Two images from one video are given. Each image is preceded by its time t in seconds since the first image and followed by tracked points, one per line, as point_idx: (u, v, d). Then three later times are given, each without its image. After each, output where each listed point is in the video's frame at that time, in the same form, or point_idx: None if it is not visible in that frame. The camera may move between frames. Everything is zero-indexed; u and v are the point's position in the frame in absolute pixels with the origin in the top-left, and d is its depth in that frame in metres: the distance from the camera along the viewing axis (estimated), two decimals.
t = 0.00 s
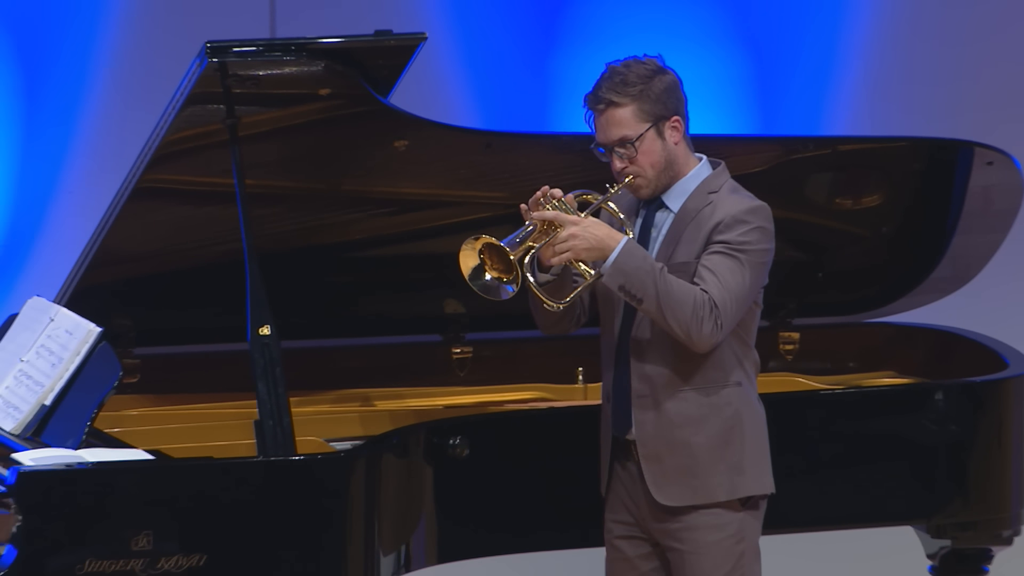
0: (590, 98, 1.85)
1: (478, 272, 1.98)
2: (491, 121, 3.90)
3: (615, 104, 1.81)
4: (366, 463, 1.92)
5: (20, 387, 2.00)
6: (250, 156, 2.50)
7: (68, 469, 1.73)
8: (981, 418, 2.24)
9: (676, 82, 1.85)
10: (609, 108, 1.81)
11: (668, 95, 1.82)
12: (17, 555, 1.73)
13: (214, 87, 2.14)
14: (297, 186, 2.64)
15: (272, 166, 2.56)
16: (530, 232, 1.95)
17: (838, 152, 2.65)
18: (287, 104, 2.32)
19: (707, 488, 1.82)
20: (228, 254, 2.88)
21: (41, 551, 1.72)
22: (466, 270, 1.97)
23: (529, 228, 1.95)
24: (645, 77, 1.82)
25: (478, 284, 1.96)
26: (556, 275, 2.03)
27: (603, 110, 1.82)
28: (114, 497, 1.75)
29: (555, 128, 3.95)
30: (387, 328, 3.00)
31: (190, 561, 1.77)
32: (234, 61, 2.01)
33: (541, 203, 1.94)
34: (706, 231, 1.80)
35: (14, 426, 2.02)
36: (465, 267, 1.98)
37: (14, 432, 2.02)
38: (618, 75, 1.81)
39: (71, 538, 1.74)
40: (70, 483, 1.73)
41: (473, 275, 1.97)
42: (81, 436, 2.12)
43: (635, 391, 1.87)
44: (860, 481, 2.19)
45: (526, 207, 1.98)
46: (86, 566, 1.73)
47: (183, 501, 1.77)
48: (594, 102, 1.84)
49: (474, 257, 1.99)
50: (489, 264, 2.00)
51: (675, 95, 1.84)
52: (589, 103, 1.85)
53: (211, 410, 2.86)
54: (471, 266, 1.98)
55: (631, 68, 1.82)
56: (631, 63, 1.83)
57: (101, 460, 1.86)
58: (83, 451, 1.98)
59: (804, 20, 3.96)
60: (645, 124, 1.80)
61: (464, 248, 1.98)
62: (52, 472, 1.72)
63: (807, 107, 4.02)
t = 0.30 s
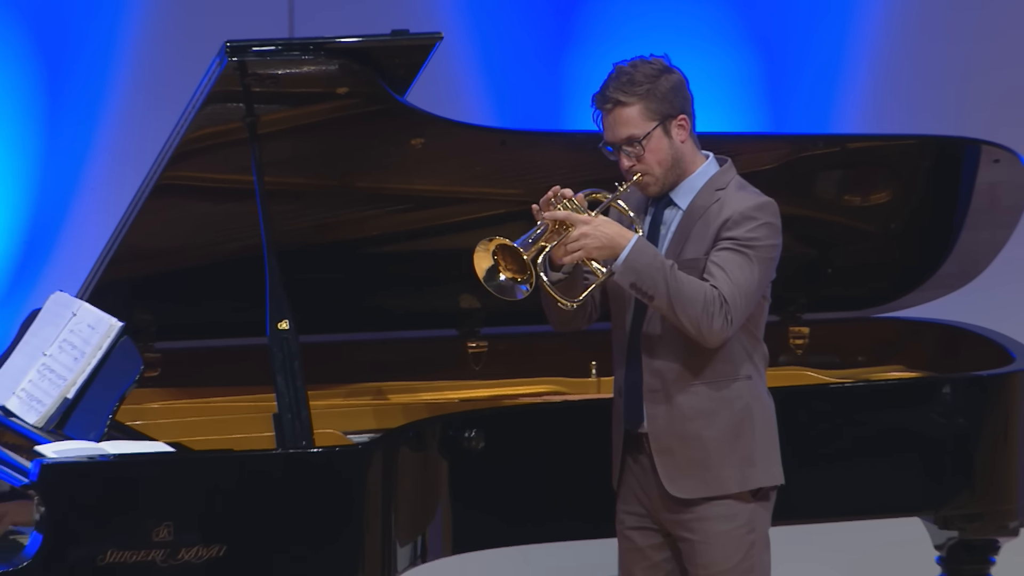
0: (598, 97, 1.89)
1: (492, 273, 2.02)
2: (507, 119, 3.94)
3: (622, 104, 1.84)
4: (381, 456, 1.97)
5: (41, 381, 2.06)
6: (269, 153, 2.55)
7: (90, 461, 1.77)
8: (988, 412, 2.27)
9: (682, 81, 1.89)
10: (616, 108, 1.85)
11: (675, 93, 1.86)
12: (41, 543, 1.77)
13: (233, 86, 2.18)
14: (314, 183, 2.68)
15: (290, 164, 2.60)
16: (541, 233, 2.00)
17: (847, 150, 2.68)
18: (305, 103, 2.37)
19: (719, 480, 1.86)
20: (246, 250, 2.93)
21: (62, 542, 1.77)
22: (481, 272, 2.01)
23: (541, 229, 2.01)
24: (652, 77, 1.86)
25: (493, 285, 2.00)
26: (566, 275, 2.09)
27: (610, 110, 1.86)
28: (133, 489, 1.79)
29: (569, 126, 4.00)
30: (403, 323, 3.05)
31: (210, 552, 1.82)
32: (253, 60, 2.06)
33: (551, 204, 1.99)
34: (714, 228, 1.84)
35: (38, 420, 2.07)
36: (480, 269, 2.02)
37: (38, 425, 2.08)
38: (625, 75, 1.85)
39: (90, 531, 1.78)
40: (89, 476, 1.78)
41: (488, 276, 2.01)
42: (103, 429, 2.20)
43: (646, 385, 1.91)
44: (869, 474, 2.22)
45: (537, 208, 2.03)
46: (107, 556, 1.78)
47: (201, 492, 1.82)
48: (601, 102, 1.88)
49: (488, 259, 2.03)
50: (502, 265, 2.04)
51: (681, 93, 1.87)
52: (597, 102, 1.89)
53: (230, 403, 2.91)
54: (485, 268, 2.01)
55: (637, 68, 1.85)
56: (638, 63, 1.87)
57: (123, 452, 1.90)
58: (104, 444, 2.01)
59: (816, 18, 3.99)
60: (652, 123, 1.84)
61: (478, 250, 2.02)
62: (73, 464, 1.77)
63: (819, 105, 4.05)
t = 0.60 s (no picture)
0: (604, 100, 1.92)
1: (511, 280, 2.07)
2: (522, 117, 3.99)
3: (629, 106, 1.88)
4: (400, 448, 2.01)
5: (67, 373, 2.16)
6: (288, 150, 2.60)
7: (114, 453, 1.83)
8: (996, 404, 2.30)
9: (686, 81, 1.92)
10: (622, 111, 1.89)
11: (679, 94, 1.89)
12: (67, 532, 1.82)
13: (253, 84, 2.23)
14: (333, 180, 2.73)
15: (309, 161, 2.65)
16: (557, 239, 2.04)
17: (856, 146, 2.71)
18: (324, 101, 2.42)
19: (736, 473, 1.90)
20: (266, 245, 2.99)
21: (86, 532, 1.82)
22: (499, 281, 2.06)
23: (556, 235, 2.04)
24: (657, 79, 1.89)
25: (512, 293, 2.05)
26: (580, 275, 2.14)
27: (617, 113, 1.90)
28: (155, 481, 1.84)
29: (584, 124, 4.04)
30: (421, 316, 3.10)
31: (231, 541, 1.88)
32: (273, 58, 2.11)
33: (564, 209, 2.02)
34: (724, 226, 1.88)
35: (62, 411, 2.16)
36: (498, 278, 2.06)
37: (62, 417, 2.17)
38: (630, 78, 1.88)
39: (114, 521, 1.83)
40: (114, 466, 1.83)
41: (506, 284, 2.06)
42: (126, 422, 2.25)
43: (661, 381, 1.95)
44: (878, 465, 2.26)
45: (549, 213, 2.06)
46: (130, 546, 1.83)
47: (222, 484, 1.87)
48: (608, 105, 1.91)
49: (504, 267, 2.07)
50: (520, 271, 2.08)
51: (686, 93, 1.91)
52: (603, 106, 1.92)
53: (251, 395, 2.97)
54: (502, 276, 2.06)
55: (642, 71, 1.88)
56: (642, 65, 1.89)
57: (145, 443, 1.95)
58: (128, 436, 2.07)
59: (829, 15, 4.02)
60: (658, 124, 1.88)
61: (495, 259, 2.07)
62: (98, 455, 1.82)
63: (831, 102, 4.08)
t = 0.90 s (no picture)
0: (607, 104, 1.95)
1: (526, 291, 2.10)
2: (538, 111, 4.03)
3: (632, 110, 1.91)
4: (418, 435, 2.05)
5: (89, 362, 2.27)
6: (307, 144, 2.64)
7: (135, 441, 1.88)
8: (1003, 393, 2.33)
9: (687, 81, 1.95)
10: (626, 114, 1.92)
11: (681, 94, 1.93)
12: (90, 519, 1.88)
13: (272, 78, 2.28)
14: (351, 173, 2.78)
15: (328, 154, 2.70)
16: (568, 247, 2.05)
17: (865, 139, 2.74)
18: (342, 94, 2.46)
19: (753, 465, 1.95)
20: (285, 236, 3.04)
21: (108, 520, 1.87)
22: (515, 294, 2.08)
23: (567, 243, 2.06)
24: (659, 80, 1.92)
25: (527, 304, 2.08)
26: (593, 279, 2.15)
27: (621, 117, 1.93)
28: (176, 469, 1.90)
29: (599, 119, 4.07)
30: (437, 307, 3.15)
31: (250, 528, 1.92)
32: (292, 53, 2.15)
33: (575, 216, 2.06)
34: (731, 223, 1.92)
35: (84, 401, 2.27)
36: (513, 291, 2.09)
37: (84, 406, 2.28)
38: (632, 82, 1.92)
39: (136, 509, 1.88)
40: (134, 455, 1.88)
41: (521, 296, 2.09)
42: (147, 410, 2.30)
43: (675, 377, 1.99)
44: (887, 453, 2.30)
45: (559, 222, 2.08)
46: (150, 533, 1.89)
47: (244, 472, 1.92)
48: (612, 109, 1.95)
49: (518, 279, 2.10)
50: (534, 281, 2.11)
51: (688, 94, 1.94)
52: (607, 110, 1.96)
53: (269, 385, 3.02)
54: (517, 289, 2.09)
55: (644, 74, 1.92)
56: (643, 68, 1.93)
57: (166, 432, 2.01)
58: (151, 424, 2.11)
59: (840, 9, 4.04)
60: (663, 126, 1.91)
61: (508, 272, 2.10)
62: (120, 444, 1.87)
63: (842, 96, 4.10)
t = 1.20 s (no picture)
0: (612, 112, 1.99)
1: (540, 302, 2.16)
2: (551, 109, 4.07)
3: (637, 117, 1.95)
4: (433, 428, 2.07)
5: (110, 356, 2.34)
6: (324, 141, 2.69)
7: (154, 433, 1.92)
8: (1010, 386, 2.36)
9: (690, 85, 1.99)
10: (631, 122, 1.96)
11: (685, 100, 1.97)
12: (110, 510, 1.92)
13: (290, 76, 2.32)
14: (367, 170, 2.83)
15: (345, 151, 2.75)
16: (579, 256, 2.11)
17: (873, 137, 2.76)
18: (358, 92, 2.51)
19: (767, 460, 1.99)
20: (302, 232, 3.10)
21: (129, 511, 1.92)
22: (529, 306, 2.14)
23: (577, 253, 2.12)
24: (662, 86, 1.96)
25: (541, 316, 2.14)
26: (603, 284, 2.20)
27: (626, 125, 1.97)
28: (194, 460, 1.94)
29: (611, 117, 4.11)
30: (451, 302, 3.20)
31: (268, 519, 1.97)
32: (309, 52, 2.20)
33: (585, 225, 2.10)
34: (739, 224, 1.97)
35: (105, 393, 2.33)
36: (527, 303, 2.14)
37: (106, 399, 2.34)
38: (636, 89, 1.96)
39: (155, 499, 1.93)
40: (155, 446, 1.93)
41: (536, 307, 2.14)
42: (167, 404, 2.35)
43: (689, 376, 2.03)
44: (894, 446, 2.33)
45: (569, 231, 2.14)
46: (171, 523, 1.93)
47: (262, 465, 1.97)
48: (616, 116, 1.99)
49: (531, 292, 2.16)
50: (546, 292, 2.17)
51: (691, 98, 1.99)
52: (612, 117, 1.99)
53: (286, 377, 3.07)
54: (531, 302, 2.14)
55: (647, 80, 1.96)
56: (647, 75, 1.97)
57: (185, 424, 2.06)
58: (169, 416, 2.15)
59: (850, 7, 4.07)
60: (668, 131, 1.95)
61: (520, 286, 2.15)
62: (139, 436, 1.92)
63: (851, 94, 4.14)
